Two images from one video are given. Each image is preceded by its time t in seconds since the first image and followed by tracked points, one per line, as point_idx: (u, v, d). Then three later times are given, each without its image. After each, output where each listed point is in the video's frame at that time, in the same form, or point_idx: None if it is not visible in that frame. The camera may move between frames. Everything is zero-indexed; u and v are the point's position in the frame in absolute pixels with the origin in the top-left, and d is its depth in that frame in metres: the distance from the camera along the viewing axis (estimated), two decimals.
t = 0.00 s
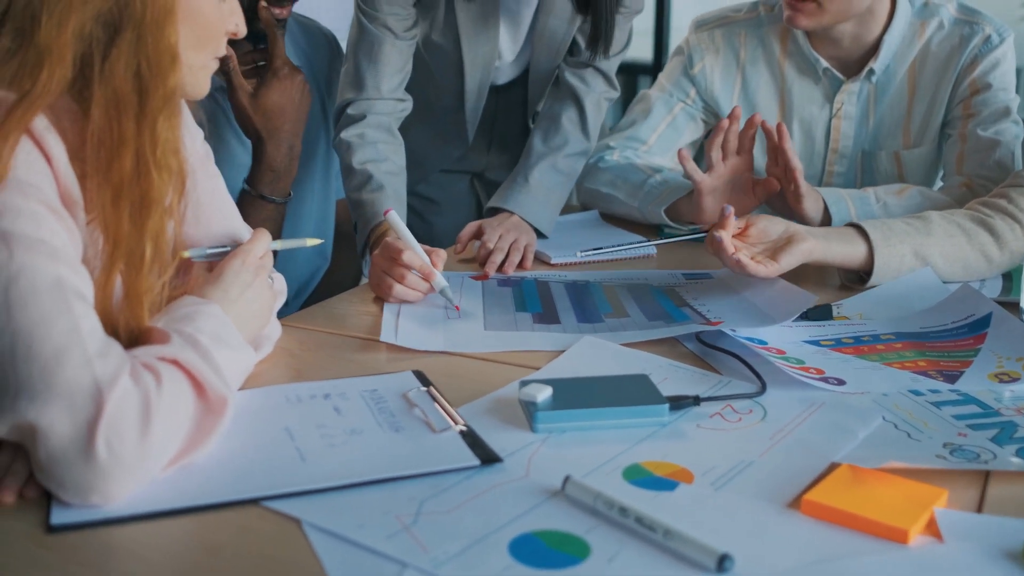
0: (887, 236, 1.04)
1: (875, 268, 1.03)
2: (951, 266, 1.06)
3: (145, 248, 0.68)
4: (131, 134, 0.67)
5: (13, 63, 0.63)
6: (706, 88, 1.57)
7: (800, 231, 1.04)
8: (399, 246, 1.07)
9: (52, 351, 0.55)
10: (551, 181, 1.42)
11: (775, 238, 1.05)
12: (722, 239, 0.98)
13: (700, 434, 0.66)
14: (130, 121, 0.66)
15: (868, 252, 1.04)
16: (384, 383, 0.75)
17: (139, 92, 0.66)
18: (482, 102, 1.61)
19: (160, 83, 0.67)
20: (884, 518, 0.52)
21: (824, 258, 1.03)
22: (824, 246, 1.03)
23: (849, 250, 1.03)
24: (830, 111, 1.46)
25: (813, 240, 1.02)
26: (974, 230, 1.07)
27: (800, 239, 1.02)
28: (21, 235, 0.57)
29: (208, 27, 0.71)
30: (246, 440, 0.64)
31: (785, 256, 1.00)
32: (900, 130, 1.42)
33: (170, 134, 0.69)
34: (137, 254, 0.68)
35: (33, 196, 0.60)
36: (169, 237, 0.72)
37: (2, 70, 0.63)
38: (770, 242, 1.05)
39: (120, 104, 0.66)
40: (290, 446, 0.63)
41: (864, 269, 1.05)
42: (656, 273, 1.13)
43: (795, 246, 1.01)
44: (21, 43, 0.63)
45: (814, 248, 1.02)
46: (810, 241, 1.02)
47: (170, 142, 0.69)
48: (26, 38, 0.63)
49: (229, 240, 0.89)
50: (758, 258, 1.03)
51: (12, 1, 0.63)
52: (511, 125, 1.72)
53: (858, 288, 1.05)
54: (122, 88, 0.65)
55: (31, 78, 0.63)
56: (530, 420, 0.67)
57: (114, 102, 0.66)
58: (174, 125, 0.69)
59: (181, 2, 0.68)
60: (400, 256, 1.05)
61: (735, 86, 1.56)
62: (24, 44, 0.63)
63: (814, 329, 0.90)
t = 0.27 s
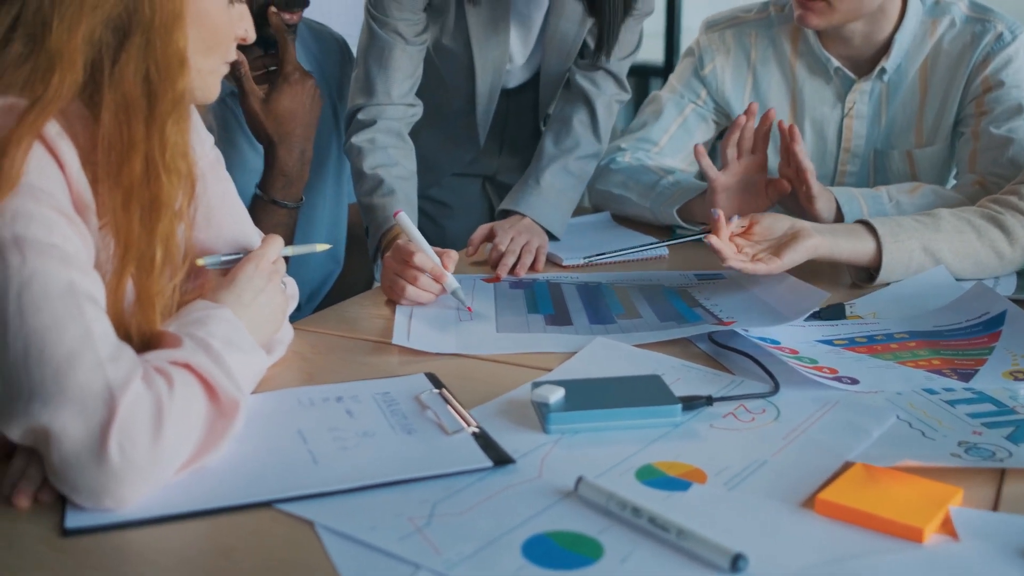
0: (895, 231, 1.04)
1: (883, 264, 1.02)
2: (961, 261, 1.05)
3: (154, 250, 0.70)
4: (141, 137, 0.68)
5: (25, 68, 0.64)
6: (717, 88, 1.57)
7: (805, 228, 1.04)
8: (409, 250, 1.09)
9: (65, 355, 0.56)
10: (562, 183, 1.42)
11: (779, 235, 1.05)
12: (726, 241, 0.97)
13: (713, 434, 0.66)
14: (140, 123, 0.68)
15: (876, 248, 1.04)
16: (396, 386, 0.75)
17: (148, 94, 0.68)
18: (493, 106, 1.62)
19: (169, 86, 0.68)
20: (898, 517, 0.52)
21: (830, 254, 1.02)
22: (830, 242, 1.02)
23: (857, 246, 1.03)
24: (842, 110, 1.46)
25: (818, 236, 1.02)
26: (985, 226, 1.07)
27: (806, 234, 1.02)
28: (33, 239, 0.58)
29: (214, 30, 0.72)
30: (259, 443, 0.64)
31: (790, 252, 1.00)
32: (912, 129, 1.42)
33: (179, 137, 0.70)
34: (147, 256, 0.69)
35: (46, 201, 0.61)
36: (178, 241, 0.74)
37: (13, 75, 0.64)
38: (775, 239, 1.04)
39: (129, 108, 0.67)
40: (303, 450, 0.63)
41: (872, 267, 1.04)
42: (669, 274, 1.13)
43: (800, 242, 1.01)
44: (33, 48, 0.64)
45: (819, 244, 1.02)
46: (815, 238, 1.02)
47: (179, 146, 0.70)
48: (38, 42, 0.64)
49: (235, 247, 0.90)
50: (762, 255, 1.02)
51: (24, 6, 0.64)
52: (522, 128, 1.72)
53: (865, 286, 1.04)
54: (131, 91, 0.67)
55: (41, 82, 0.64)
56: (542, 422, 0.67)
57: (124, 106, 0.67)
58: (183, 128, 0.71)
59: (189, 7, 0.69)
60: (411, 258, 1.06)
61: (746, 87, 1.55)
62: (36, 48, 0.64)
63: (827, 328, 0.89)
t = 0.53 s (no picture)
0: (918, 224, 1.04)
1: (907, 255, 1.02)
2: (980, 256, 1.04)
3: (168, 250, 0.71)
4: (154, 138, 0.69)
5: (40, 71, 0.65)
6: (732, 88, 1.56)
7: (831, 217, 1.04)
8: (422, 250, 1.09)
9: (81, 357, 0.56)
10: (577, 184, 1.42)
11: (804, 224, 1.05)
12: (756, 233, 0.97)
13: (730, 433, 0.66)
14: (154, 125, 0.69)
15: (900, 240, 1.04)
16: (412, 387, 0.75)
17: (162, 96, 0.69)
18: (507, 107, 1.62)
19: (183, 89, 0.69)
20: (919, 516, 0.51)
21: (855, 244, 1.03)
22: (854, 232, 1.03)
23: (880, 237, 1.03)
24: (858, 108, 1.45)
25: (844, 225, 1.02)
26: (1005, 221, 1.06)
27: (832, 223, 1.02)
28: (49, 243, 0.59)
29: (228, 34, 0.73)
30: (274, 445, 0.65)
31: (816, 240, 1.00)
32: (928, 126, 1.41)
33: (191, 139, 0.71)
34: (161, 258, 0.71)
35: (61, 206, 0.62)
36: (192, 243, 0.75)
37: (28, 79, 0.65)
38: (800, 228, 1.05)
39: (143, 111, 0.68)
40: (319, 452, 0.64)
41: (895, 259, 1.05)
42: (684, 274, 1.12)
43: (825, 230, 1.01)
44: (49, 50, 0.65)
45: (845, 234, 1.02)
46: (840, 227, 1.02)
47: (193, 149, 0.72)
48: (52, 45, 0.65)
49: (249, 250, 0.91)
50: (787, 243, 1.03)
51: (38, 11, 0.66)
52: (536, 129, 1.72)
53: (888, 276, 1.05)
54: (145, 94, 0.68)
55: (56, 85, 0.65)
56: (559, 422, 0.67)
57: (137, 108, 0.68)
58: (196, 130, 0.72)
59: (203, 10, 0.70)
60: (424, 258, 1.06)
61: (760, 86, 1.54)
62: (51, 51, 0.65)
63: (844, 327, 0.89)
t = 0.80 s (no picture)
0: (953, 216, 1.04)
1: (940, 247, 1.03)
2: (1006, 252, 1.04)
3: (181, 247, 0.72)
4: (168, 136, 0.69)
5: (54, 69, 0.65)
6: (746, 85, 1.55)
7: (872, 202, 1.03)
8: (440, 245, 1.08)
9: (93, 355, 0.57)
10: (590, 181, 1.42)
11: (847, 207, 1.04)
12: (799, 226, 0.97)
13: (744, 432, 0.65)
14: (167, 122, 0.69)
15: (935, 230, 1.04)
16: (424, 385, 0.75)
17: (175, 95, 0.69)
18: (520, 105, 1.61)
19: (196, 87, 0.70)
20: (934, 515, 0.51)
21: (894, 231, 1.03)
22: (893, 219, 1.02)
23: (917, 225, 1.03)
24: (873, 105, 1.44)
25: (885, 212, 1.02)
26: None
27: (872, 211, 1.02)
28: (62, 241, 0.60)
29: (241, 32, 0.73)
30: (287, 442, 0.65)
31: (857, 230, 1.01)
32: (944, 123, 1.39)
33: (204, 136, 0.72)
34: (175, 255, 0.71)
35: (73, 204, 0.63)
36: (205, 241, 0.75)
37: (42, 77, 0.65)
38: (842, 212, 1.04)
39: (157, 108, 0.69)
40: (332, 449, 0.64)
41: (924, 250, 1.05)
42: (698, 272, 1.11)
43: (867, 219, 1.01)
44: (62, 49, 0.66)
45: (885, 221, 1.02)
46: (882, 214, 1.02)
47: (206, 146, 0.72)
48: (67, 43, 0.66)
49: (261, 249, 0.91)
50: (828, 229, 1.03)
51: (52, 9, 0.66)
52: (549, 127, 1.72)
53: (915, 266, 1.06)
54: (159, 92, 0.68)
55: (71, 82, 0.65)
56: (571, 420, 0.67)
57: (152, 106, 0.68)
58: (209, 128, 0.72)
59: (216, 10, 0.70)
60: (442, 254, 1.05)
61: (775, 84, 1.54)
62: (64, 50, 0.65)
63: (859, 325, 0.88)
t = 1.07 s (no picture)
0: (983, 211, 1.05)
1: (969, 243, 1.04)
2: None
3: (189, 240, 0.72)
4: (176, 129, 0.70)
5: (63, 59, 0.66)
6: (756, 81, 1.54)
7: (909, 195, 1.03)
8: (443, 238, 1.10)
9: (99, 347, 0.57)
10: (599, 176, 1.41)
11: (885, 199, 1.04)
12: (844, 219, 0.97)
13: (752, 427, 0.65)
14: (175, 114, 0.69)
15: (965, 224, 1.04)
16: (431, 379, 0.75)
17: (183, 87, 0.69)
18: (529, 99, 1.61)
19: (204, 79, 0.70)
20: (942, 512, 0.51)
21: (929, 225, 1.03)
22: (931, 212, 1.02)
23: (952, 219, 1.03)
24: (884, 101, 1.43)
25: (922, 206, 1.02)
26: None
27: (912, 203, 1.02)
28: (69, 233, 0.60)
29: (249, 26, 0.74)
30: (292, 435, 0.65)
31: (898, 224, 1.00)
32: (955, 119, 1.38)
33: (212, 128, 0.72)
34: (183, 247, 0.71)
35: (81, 196, 0.63)
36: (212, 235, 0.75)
37: (49, 67, 0.66)
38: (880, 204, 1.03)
39: (166, 100, 0.69)
40: (338, 442, 0.64)
41: (951, 244, 1.06)
42: (707, 267, 1.11)
43: (907, 213, 1.01)
44: (70, 39, 0.66)
45: (922, 215, 1.02)
46: (919, 207, 1.02)
47: (213, 138, 0.72)
48: (76, 34, 0.66)
49: (269, 242, 0.91)
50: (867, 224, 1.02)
51: None
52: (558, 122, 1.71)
53: (938, 260, 1.06)
54: (167, 84, 0.68)
55: (79, 75, 0.66)
56: (578, 415, 0.67)
57: (160, 98, 0.68)
58: (217, 120, 0.72)
59: (225, 3, 0.70)
60: (444, 246, 1.06)
61: (785, 80, 1.53)
62: (72, 40, 0.66)
63: (868, 321, 0.87)
